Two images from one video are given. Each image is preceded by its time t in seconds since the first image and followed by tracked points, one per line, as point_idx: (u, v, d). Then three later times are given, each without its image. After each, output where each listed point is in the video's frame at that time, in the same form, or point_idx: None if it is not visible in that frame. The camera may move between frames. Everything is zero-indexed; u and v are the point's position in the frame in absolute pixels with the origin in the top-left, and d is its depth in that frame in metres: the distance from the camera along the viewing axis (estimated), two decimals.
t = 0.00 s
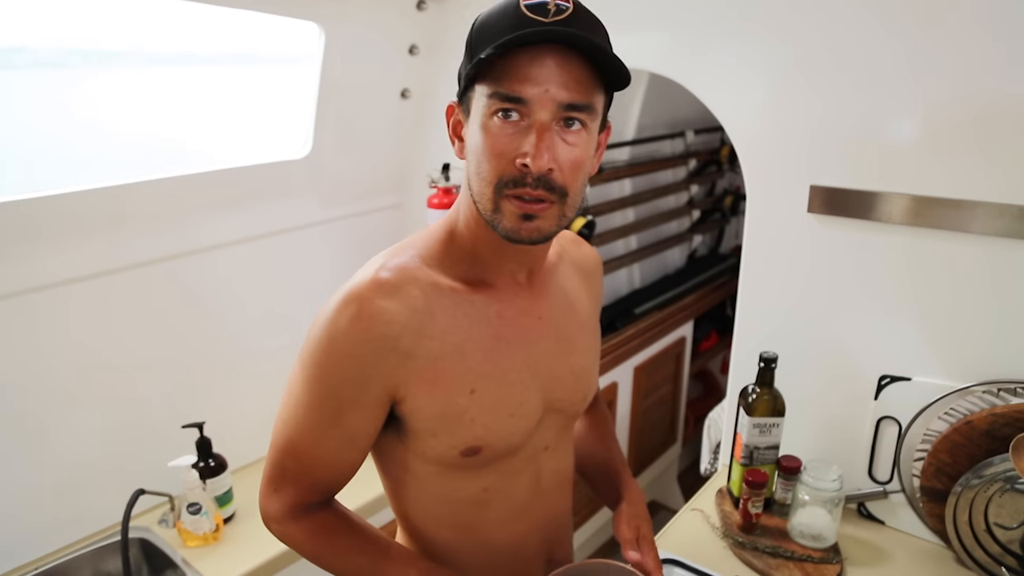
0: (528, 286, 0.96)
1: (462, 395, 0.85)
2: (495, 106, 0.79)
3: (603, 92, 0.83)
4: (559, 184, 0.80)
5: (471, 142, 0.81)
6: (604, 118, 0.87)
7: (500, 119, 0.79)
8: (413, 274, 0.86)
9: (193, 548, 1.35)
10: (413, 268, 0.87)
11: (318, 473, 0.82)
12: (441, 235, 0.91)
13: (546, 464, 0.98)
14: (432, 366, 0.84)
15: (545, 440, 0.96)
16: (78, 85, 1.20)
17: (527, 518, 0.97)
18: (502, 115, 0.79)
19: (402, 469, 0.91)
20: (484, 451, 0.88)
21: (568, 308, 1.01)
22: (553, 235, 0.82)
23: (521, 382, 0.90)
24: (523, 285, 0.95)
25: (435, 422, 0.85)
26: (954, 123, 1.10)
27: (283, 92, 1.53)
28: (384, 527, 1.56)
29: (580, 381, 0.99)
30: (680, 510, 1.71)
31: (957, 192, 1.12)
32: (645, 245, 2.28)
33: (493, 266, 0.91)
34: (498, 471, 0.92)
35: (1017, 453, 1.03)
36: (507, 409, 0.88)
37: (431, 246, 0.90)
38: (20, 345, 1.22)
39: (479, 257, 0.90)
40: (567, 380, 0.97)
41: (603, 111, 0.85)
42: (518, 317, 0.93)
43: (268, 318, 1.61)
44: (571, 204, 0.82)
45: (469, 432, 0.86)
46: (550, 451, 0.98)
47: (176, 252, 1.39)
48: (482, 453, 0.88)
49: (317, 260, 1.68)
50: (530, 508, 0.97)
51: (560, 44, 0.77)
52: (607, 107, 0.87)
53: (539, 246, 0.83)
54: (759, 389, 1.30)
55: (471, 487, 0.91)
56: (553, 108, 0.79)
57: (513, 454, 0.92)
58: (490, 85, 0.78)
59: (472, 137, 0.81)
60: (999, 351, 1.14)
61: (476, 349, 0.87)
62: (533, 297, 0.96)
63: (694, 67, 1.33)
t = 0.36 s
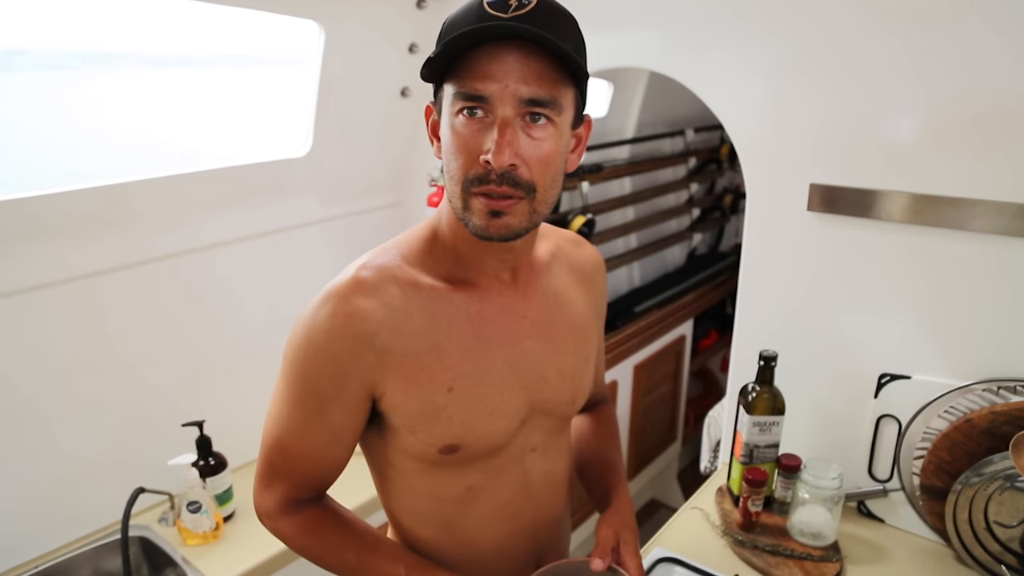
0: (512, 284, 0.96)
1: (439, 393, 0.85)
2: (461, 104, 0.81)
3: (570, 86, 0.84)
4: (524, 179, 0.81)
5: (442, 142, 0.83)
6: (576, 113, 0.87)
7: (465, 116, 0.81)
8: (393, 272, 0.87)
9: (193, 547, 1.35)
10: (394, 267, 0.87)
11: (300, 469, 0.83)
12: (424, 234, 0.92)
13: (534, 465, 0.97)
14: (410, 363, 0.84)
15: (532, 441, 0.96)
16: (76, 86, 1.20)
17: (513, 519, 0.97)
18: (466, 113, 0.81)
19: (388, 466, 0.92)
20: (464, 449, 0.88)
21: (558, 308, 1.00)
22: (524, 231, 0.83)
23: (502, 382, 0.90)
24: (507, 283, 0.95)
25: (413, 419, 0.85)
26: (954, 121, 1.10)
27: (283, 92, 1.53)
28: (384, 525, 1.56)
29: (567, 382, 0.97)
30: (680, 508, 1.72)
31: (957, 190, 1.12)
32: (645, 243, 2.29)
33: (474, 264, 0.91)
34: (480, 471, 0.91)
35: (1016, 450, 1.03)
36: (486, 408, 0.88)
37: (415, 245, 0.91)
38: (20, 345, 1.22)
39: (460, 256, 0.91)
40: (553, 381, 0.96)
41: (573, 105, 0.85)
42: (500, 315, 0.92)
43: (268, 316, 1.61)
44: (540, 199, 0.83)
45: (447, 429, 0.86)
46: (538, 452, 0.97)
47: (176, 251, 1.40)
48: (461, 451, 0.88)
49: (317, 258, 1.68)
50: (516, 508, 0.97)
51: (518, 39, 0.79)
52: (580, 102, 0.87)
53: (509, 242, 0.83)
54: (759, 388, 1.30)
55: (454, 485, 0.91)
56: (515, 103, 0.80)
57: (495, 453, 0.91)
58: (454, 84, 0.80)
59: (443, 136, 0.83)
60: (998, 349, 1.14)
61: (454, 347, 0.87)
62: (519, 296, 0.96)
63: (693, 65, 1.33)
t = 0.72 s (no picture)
0: (497, 284, 0.96)
1: (425, 395, 0.85)
2: (438, 105, 0.81)
3: (548, 85, 0.84)
4: (505, 180, 0.81)
5: (422, 143, 0.83)
6: (557, 111, 0.87)
7: (443, 117, 0.81)
8: (377, 274, 0.87)
9: (191, 547, 1.35)
10: (378, 269, 0.87)
11: (286, 472, 0.83)
12: (409, 236, 0.92)
13: (521, 466, 0.97)
14: (395, 366, 0.84)
15: (520, 441, 0.96)
16: (76, 89, 1.20)
17: (500, 521, 0.97)
18: (444, 114, 0.81)
19: (377, 469, 0.92)
20: (451, 451, 0.88)
21: (543, 308, 1.00)
22: (506, 231, 0.83)
23: (488, 383, 0.90)
24: (492, 284, 0.95)
25: (399, 422, 0.85)
26: (952, 122, 1.10)
27: (282, 92, 1.52)
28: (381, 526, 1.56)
29: (554, 382, 0.97)
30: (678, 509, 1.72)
31: (955, 191, 1.12)
32: (644, 243, 2.29)
33: (459, 266, 0.91)
34: (466, 472, 0.91)
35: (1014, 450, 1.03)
36: (472, 409, 0.88)
37: (400, 246, 0.91)
38: (18, 345, 1.22)
39: (444, 257, 0.91)
40: (540, 382, 0.96)
41: (552, 104, 0.85)
42: (485, 316, 0.92)
43: (266, 316, 1.61)
44: (521, 199, 0.83)
45: (433, 431, 0.86)
46: (526, 453, 0.97)
47: (174, 251, 1.39)
48: (448, 453, 0.88)
49: (316, 258, 1.68)
50: (504, 509, 0.97)
51: (494, 39, 0.78)
52: (560, 100, 0.87)
53: (490, 243, 0.83)
54: (757, 388, 1.30)
55: (441, 486, 0.91)
56: (493, 103, 0.80)
57: (481, 455, 0.91)
58: (431, 85, 0.80)
59: (422, 137, 0.83)
60: (996, 349, 1.14)
61: (439, 349, 0.87)
62: (504, 296, 0.96)
63: (692, 65, 1.34)
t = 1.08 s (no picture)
0: (484, 288, 0.96)
1: (416, 400, 0.85)
2: (427, 107, 0.81)
3: (540, 98, 0.84)
4: (486, 190, 0.81)
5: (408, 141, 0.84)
6: (548, 124, 0.87)
7: (431, 120, 0.81)
8: (364, 279, 0.86)
9: (188, 549, 1.35)
10: (365, 274, 0.87)
11: (278, 481, 0.82)
12: (394, 239, 0.91)
13: (511, 468, 0.98)
14: (386, 371, 0.84)
15: (509, 444, 0.96)
16: (78, 90, 1.20)
17: (489, 523, 0.98)
18: (432, 117, 0.81)
19: (366, 475, 0.91)
20: (442, 456, 0.88)
21: (530, 310, 1.00)
22: (484, 241, 0.84)
23: (479, 387, 0.90)
24: (479, 287, 0.95)
25: (389, 427, 0.85)
26: (950, 123, 1.10)
27: (281, 93, 1.52)
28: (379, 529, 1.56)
29: (543, 384, 0.98)
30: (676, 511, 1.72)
31: (953, 193, 1.12)
32: (642, 245, 2.29)
33: (446, 269, 0.91)
34: (457, 476, 0.91)
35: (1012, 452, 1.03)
36: (463, 413, 0.88)
37: (386, 250, 0.90)
38: (18, 346, 1.22)
39: (431, 261, 0.90)
40: (530, 384, 0.96)
41: (543, 117, 0.85)
42: (474, 319, 0.92)
43: (264, 319, 1.60)
44: (502, 209, 0.83)
45: (424, 436, 0.86)
46: (516, 455, 0.98)
47: (172, 253, 1.39)
48: (440, 457, 0.88)
49: (314, 260, 1.68)
50: (493, 511, 0.98)
51: (487, 47, 0.78)
52: (553, 113, 0.87)
53: (467, 251, 0.84)
54: (755, 390, 1.30)
55: (432, 491, 0.91)
56: (481, 111, 0.80)
57: (473, 458, 0.92)
58: (422, 85, 0.81)
59: (409, 137, 0.83)
60: (994, 351, 1.14)
61: (429, 354, 0.87)
62: (492, 300, 0.96)
63: (691, 66, 1.34)
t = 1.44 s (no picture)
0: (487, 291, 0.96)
1: (422, 405, 0.85)
2: (434, 111, 0.80)
3: (548, 97, 0.84)
4: (499, 191, 0.81)
5: (415, 144, 0.83)
6: (554, 124, 0.87)
7: (439, 123, 0.80)
8: (369, 282, 0.86)
9: (187, 550, 1.35)
10: (369, 278, 0.86)
11: (280, 486, 0.82)
12: (398, 243, 0.91)
13: (513, 472, 0.98)
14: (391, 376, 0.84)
15: (513, 449, 0.96)
16: (79, 88, 1.20)
17: (492, 528, 0.98)
18: (440, 120, 0.80)
19: (370, 481, 0.91)
20: (448, 461, 0.88)
21: (532, 314, 1.01)
22: (496, 241, 0.84)
23: (484, 391, 0.90)
24: (483, 291, 0.95)
25: (396, 432, 0.85)
26: (951, 125, 1.10)
27: (279, 93, 1.52)
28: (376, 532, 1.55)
29: (546, 388, 0.98)
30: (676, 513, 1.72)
31: (953, 195, 1.12)
32: (642, 246, 2.29)
33: (450, 273, 0.91)
34: (461, 482, 0.92)
35: (1011, 454, 1.03)
36: (468, 418, 0.88)
37: (389, 254, 0.90)
38: (17, 346, 1.22)
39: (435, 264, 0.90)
40: (533, 389, 0.96)
41: (550, 116, 0.86)
42: (478, 324, 0.92)
43: (263, 320, 1.60)
44: (514, 209, 0.84)
45: (430, 441, 0.86)
46: (519, 460, 0.98)
47: (171, 254, 1.39)
48: (445, 462, 0.88)
49: (315, 261, 1.68)
50: (496, 515, 0.98)
51: (495, 48, 0.78)
52: (559, 112, 0.88)
53: (479, 252, 0.84)
54: (754, 392, 1.30)
55: (437, 496, 0.91)
56: (490, 113, 0.80)
57: (477, 463, 0.92)
58: (428, 89, 0.80)
59: (415, 141, 0.82)
60: (992, 353, 1.14)
61: (434, 358, 0.87)
62: (495, 304, 0.96)
63: (691, 68, 1.34)
